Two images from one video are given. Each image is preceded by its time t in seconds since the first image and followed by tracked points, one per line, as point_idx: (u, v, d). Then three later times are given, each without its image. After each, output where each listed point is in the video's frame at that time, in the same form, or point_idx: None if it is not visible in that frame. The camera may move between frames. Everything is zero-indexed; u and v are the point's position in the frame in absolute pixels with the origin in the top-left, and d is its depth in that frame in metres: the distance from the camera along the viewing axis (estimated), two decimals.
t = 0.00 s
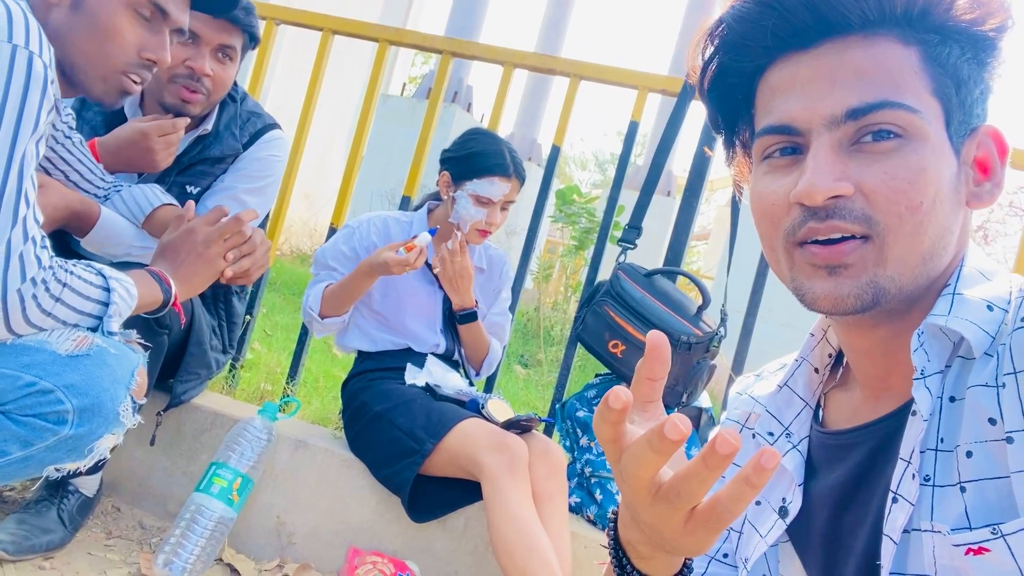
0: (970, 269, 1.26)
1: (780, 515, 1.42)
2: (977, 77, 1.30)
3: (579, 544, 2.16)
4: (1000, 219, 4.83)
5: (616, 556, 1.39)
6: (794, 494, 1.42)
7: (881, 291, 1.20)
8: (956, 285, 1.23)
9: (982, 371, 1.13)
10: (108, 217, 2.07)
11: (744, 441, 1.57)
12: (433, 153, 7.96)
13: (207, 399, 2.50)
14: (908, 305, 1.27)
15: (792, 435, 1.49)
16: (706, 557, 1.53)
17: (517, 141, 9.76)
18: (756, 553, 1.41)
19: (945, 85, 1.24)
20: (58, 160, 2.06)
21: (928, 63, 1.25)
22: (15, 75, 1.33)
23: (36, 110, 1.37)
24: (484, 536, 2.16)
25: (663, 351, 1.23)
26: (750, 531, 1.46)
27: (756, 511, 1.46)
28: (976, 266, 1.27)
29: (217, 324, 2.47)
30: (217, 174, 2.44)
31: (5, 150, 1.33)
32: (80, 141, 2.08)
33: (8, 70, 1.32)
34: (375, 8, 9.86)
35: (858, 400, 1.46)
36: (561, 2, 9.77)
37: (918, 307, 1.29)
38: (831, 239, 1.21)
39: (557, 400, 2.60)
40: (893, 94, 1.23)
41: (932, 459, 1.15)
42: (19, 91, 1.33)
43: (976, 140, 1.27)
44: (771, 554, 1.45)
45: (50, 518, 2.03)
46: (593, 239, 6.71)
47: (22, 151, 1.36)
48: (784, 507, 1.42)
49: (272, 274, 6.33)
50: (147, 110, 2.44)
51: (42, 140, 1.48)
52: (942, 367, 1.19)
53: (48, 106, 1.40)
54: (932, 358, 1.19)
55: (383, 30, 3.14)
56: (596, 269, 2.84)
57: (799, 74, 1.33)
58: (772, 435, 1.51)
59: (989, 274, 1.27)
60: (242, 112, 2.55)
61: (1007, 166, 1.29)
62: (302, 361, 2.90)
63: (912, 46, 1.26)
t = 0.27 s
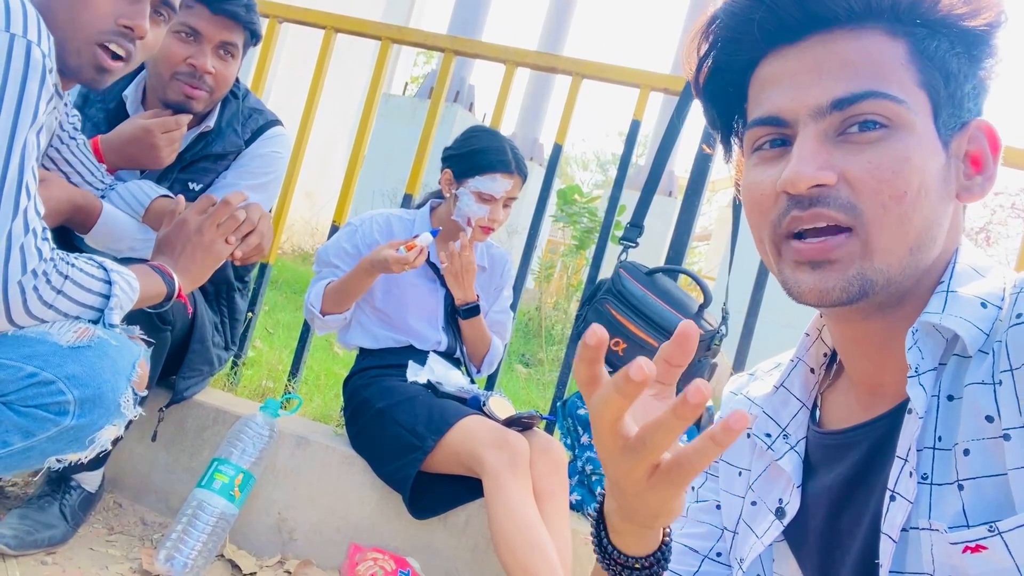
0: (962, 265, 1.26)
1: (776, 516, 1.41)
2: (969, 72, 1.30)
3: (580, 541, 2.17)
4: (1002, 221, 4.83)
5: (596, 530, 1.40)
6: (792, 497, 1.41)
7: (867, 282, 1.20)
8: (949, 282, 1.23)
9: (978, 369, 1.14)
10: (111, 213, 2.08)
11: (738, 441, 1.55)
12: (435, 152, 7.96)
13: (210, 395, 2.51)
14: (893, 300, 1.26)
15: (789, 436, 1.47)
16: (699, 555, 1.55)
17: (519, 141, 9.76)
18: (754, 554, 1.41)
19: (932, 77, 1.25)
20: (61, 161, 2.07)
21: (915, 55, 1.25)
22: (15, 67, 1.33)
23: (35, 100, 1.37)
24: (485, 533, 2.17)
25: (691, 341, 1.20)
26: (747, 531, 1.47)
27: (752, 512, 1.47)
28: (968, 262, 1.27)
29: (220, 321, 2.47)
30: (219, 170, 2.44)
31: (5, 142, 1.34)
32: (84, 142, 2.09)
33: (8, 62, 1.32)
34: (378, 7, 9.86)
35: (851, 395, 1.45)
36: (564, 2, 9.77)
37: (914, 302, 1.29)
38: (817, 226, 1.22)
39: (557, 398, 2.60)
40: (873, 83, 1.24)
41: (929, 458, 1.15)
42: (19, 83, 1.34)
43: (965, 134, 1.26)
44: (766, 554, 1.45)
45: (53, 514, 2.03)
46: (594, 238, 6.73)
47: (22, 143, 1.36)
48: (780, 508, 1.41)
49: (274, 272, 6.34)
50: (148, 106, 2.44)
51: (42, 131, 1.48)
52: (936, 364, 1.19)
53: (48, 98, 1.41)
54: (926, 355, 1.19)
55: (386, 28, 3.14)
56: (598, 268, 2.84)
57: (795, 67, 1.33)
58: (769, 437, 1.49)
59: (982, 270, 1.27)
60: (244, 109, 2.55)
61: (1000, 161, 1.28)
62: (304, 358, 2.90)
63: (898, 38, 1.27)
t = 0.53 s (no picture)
0: (949, 262, 1.26)
1: (770, 517, 1.41)
2: (954, 66, 1.30)
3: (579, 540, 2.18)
4: (1002, 221, 4.84)
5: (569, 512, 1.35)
6: (784, 497, 1.40)
7: (830, 263, 1.20)
8: (935, 280, 1.23)
9: (968, 367, 1.15)
10: (110, 211, 2.08)
11: (731, 438, 1.57)
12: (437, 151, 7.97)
13: (210, 394, 2.51)
14: (860, 288, 1.24)
15: (781, 436, 1.46)
16: (688, 555, 1.55)
17: (520, 140, 9.77)
18: (746, 555, 1.42)
19: (904, 72, 1.25)
20: (62, 160, 2.08)
21: (888, 52, 1.26)
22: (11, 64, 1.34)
23: (31, 99, 1.38)
24: (484, 532, 2.17)
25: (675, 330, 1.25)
26: (740, 532, 1.47)
27: (745, 514, 1.47)
28: (955, 260, 1.27)
29: (220, 320, 2.48)
30: (219, 169, 2.45)
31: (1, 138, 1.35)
32: (85, 142, 2.10)
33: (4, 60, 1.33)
34: (379, 6, 9.87)
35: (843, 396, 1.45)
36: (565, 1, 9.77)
37: (899, 299, 1.29)
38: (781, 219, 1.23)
39: (557, 397, 2.61)
40: (837, 78, 1.25)
41: (920, 457, 1.15)
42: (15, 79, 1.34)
43: (945, 128, 1.26)
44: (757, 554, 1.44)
45: (53, 512, 2.04)
46: (596, 238, 6.76)
47: (17, 139, 1.37)
48: (773, 508, 1.41)
49: (275, 271, 6.35)
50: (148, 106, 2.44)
51: (39, 129, 1.48)
52: (921, 361, 1.20)
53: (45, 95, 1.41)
54: (912, 352, 1.20)
55: (387, 28, 3.15)
56: (598, 267, 2.85)
57: (783, 62, 1.33)
58: (762, 438, 1.48)
59: (969, 269, 1.27)
60: (244, 108, 2.55)
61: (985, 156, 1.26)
62: (304, 357, 2.91)
63: (871, 37, 1.28)
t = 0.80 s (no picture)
0: (947, 266, 1.25)
1: (770, 519, 1.40)
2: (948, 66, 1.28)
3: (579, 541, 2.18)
4: (1001, 221, 4.85)
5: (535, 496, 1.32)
6: (783, 498, 1.40)
7: (801, 259, 1.22)
8: (929, 283, 1.23)
9: (967, 371, 1.14)
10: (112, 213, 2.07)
11: (728, 441, 1.56)
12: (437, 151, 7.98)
13: (210, 395, 2.52)
14: (842, 281, 1.25)
15: (780, 438, 1.46)
16: (685, 556, 1.55)
17: (520, 140, 9.77)
18: (748, 558, 1.41)
19: (882, 73, 1.25)
20: (63, 163, 2.08)
21: (871, 57, 1.26)
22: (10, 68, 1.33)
23: (28, 99, 1.38)
24: (484, 533, 2.17)
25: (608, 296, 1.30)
26: (740, 534, 1.46)
27: (746, 516, 1.46)
28: (950, 262, 1.26)
29: (220, 321, 2.48)
30: (220, 171, 2.45)
31: None
32: (86, 144, 2.10)
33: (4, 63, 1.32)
34: (379, 6, 9.88)
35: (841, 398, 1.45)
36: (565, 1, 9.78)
37: (890, 303, 1.30)
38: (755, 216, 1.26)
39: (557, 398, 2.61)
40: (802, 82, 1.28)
41: (918, 460, 1.15)
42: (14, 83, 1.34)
43: (932, 128, 1.25)
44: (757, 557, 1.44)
45: (53, 512, 2.04)
46: (596, 238, 6.69)
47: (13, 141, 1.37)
48: (773, 511, 1.41)
49: (275, 271, 6.36)
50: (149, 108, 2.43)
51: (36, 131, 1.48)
52: (914, 363, 1.21)
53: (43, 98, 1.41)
54: (904, 354, 1.20)
55: (387, 28, 3.15)
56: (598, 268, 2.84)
57: (784, 65, 1.33)
58: (761, 439, 1.48)
59: (966, 273, 1.27)
60: (245, 109, 2.56)
61: (975, 154, 1.24)
62: (304, 357, 2.91)
63: (852, 42, 1.28)
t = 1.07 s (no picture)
0: (950, 258, 1.24)
1: (779, 512, 1.40)
2: (943, 57, 1.30)
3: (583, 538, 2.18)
4: (1004, 218, 4.84)
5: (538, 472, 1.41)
6: (792, 492, 1.39)
7: (773, 248, 1.28)
8: (930, 275, 1.22)
9: (972, 362, 1.14)
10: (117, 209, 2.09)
11: (734, 436, 1.56)
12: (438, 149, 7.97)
13: (213, 392, 2.51)
14: (826, 269, 1.29)
15: (788, 431, 1.45)
16: (690, 550, 1.55)
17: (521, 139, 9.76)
18: (758, 552, 1.40)
19: (853, 68, 1.32)
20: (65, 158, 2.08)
21: (846, 55, 1.33)
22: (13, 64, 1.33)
23: (32, 92, 1.37)
24: (489, 530, 2.17)
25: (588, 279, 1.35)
26: (750, 528, 1.46)
27: (755, 510, 1.46)
28: (956, 255, 1.25)
29: (223, 318, 2.48)
30: (224, 168, 2.45)
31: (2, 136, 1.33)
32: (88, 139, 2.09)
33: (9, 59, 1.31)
34: (380, 4, 9.87)
35: (846, 391, 1.45)
36: None
37: (890, 295, 1.30)
38: (739, 212, 1.33)
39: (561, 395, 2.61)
40: (767, 84, 1.37)
41: (925, 452, 1.15)
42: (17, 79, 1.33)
43: (913, 113, 1.28)
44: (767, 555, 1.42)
45: (58, 509, 2.04)
46: (596, 236, 6.77)
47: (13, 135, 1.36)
48: (783, 504, 1.40)
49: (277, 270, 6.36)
50: (153, 106, 2.42)
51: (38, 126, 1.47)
52: (913, 354, 1.21)
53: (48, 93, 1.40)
54: (903, 345, 1.20)
55: (389, 26, 3.14)
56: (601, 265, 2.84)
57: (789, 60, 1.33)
58: (768, 431, 1.47)
59: (970, 265, 1.25)
60: (249, 106, 2.56)
61: (957, 135, 1.26)
62: (306, 355, 2.91)
63: (828, 42, 1.35)
